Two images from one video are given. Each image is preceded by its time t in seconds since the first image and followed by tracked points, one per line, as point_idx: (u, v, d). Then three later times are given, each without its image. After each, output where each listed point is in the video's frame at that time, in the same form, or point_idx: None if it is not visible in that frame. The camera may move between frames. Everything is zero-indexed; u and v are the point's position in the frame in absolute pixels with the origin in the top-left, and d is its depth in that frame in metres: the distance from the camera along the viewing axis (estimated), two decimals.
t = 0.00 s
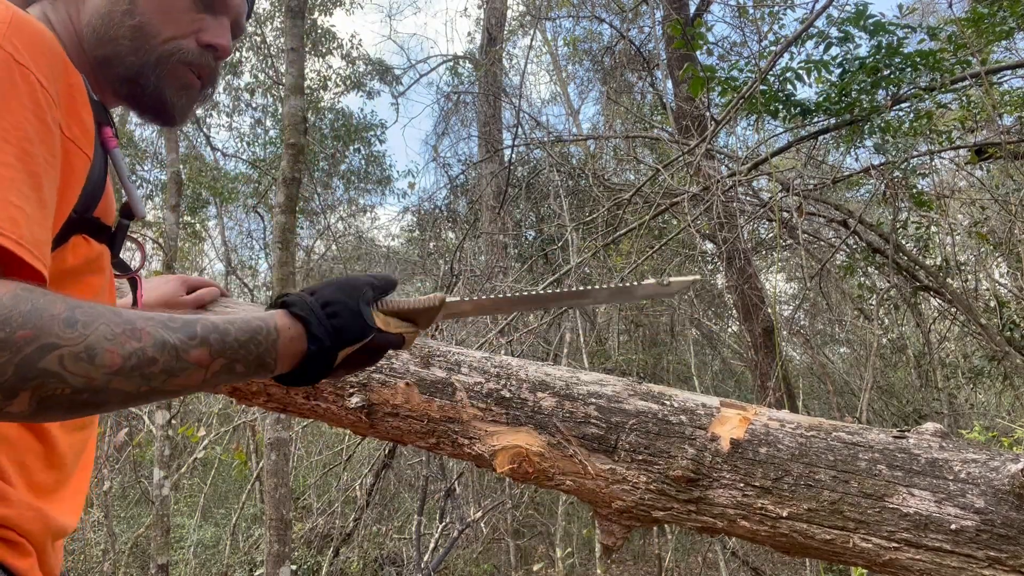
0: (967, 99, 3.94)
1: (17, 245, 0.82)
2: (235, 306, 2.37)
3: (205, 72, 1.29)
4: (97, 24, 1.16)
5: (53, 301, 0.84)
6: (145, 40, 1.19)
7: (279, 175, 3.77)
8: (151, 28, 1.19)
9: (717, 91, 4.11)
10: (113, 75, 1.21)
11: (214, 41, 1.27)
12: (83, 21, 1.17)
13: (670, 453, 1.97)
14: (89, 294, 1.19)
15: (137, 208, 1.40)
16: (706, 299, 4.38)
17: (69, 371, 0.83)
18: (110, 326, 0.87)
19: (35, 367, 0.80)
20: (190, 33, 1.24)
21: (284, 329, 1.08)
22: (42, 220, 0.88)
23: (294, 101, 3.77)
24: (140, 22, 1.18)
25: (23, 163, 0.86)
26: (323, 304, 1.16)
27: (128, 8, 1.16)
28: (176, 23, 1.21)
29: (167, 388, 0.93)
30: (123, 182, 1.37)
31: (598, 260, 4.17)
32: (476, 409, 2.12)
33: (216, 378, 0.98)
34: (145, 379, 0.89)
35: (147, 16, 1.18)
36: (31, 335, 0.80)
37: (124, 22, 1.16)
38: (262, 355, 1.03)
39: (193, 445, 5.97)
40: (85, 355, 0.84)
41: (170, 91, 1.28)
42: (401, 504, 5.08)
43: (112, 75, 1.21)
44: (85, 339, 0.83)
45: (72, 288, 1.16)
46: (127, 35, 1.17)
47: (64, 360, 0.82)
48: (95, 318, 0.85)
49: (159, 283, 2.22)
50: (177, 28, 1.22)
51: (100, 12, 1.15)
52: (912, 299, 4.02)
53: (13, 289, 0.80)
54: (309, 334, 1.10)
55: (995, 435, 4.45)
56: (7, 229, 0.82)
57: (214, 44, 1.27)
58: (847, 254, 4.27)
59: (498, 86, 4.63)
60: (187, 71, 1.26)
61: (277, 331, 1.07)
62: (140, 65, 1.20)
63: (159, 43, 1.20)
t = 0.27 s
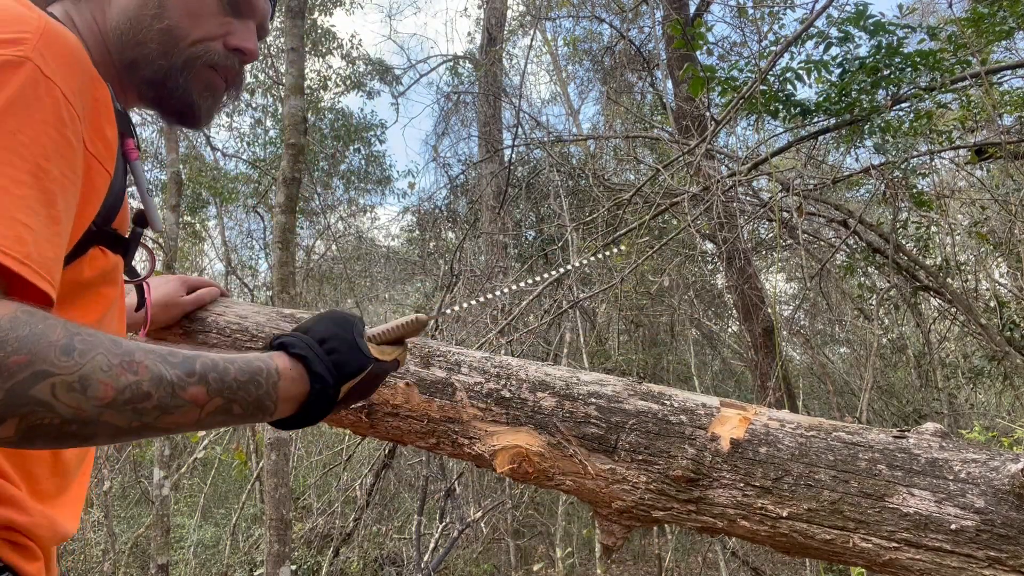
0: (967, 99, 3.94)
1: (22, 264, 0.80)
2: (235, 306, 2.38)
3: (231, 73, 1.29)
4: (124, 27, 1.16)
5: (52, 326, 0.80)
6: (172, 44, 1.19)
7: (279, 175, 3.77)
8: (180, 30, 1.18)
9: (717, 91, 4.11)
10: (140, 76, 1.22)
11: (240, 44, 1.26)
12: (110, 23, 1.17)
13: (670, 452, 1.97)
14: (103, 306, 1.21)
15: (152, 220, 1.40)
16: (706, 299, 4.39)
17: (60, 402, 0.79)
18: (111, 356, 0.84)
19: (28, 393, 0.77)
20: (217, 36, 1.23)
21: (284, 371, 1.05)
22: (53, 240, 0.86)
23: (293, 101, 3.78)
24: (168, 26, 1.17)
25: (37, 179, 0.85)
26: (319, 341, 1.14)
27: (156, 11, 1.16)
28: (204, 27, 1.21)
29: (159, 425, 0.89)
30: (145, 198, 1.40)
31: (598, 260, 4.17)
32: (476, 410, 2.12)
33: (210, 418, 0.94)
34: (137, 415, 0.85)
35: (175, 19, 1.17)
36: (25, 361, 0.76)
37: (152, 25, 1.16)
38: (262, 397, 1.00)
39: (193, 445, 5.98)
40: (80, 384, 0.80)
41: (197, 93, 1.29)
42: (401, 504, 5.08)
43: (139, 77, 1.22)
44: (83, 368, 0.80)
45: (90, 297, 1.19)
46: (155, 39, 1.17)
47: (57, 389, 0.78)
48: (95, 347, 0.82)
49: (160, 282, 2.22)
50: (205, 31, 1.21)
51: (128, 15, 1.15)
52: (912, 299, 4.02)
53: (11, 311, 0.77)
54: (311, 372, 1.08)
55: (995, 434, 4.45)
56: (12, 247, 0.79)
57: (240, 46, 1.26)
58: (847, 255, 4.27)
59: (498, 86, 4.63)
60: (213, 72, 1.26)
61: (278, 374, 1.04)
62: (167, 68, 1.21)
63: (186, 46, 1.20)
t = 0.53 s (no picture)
0: (967, 99, 3.94)
1: (75, 261, 0.81)
2: (235, 306, 2.38)
3: (246, 67, 1.26)
4: (139, 19, 1.13)
5: (120, 342, 0.84)
6: (187, 37, 1.15)
7: (279, 175, 3.77)
8: (194, 23, 1.15)
9: (717, 91, 4.11)
10: (154, 70, 1.19)
11: (255, 37, 1.23)
12: (124, 15, 1.14)
13: (670, 452, 1.96)
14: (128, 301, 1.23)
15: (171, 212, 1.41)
16: (706, 299, 4.39)
17: (122, 413, 0.81)
18: (171, 372, 0.86)
19: (91, 403, 0.79)
20: (233, 29, 1.19)
21: (327, 403, 1.05)
22: (99, 234, 0.86)
23: (293, 101, 3.78)
24: (183, 18, 1.14)
25: (84, 175, 0.85)
26: (364, 382, 1.14)
27: (170, 3, 1.12)
28: (220, 20, 1.17)
29: (208, 447, 0.90)
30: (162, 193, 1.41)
31: (598, 260, 4.17)
32: (476, 410, 2.13)
33: (258, 446, 0.95)
34: (192, 433, 0.87)
35: (190, 12, 1.14)
36: (94, 371, 0.79)
37: (167, 17, 1.13)
38: (304, 426, 1.00)
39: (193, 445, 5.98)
40: (141, 399, 0.82)
41: (213, 86, 1.26)
42: (401, 504, 5.08)
43: (154, 70, 1.19)
44: (145, 383, 0.82)
45: (117, 292, 1.21)
46: (170, 31, 1.14)
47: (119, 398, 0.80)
48: (158, 363, 0.85)
49: (159, 285, 2.20)
50: (220, 24, 1.17)
51: (143, 7, 1.12)
52: (912, 299, 4.02)
53: (82, 318, 0.80)
54: (353, 407, 1.08)
55: (995, 434, 4.44)
56: (71, 244, 0.80)
57: (255, 39, 1.23)
58: (847, 255, 4.27)
59: (498, 86, 4.63)
60: (229, 67, 1.23)
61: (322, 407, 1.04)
62: (182, 62, 1.17)
63: (201, 39, 1.16)
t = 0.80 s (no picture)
0: (967, 99, 3.94)
1: (117, 267, 0.80)
2: (235, 306, 2.39)
3: (273, 65, 1.25)
4: (170, 14, 1.11)
5: (164, 358, 0.82)
6: (219, 34, 1.13)
7: (279, 175, 3.77)
8: (226, 20, 1.13)
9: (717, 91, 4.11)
10: (183, 67, 1.17)
11: (285, 35, 1.22)
12: (154, 10, 1.12)
13: (670, 453, 1.96)
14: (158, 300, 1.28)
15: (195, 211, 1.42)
16: (706, 300, 4.39)
17: (158, 432, 0.79)
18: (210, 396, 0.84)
19: (129, 421, 0.77)
20: (263, 27, 1.18)
21: (363, 437, 1.07)
22: (140, 240, 0.86)
23: (293, 101, 3.78)
24: (215, 14, 1.11)
25: (127, 178, 0.85)
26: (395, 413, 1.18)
27: None
28: (251, 18, 1.16)
29: (238, 470, 0.89)
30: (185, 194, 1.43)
31: (598, 260, 4.17)
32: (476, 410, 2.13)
33: (286, 472, 0.94)
34: (223, 457, 0.85)
35: (222, 9, 1.12)
36: (134, 387, 0.78)
37: (200, 13, 1.11)
38: (339, 459, 1.01)
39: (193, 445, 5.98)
40: (178, 421, 0.80)
41: (240, 84, 1.25)
42: (401, 504, 5.08)
43: (184, 67, 1.17)
44: (182, 406, 0.80)
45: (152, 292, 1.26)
46: (201, 27, 1.12)
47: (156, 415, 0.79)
48: (199, 384, 0.83)
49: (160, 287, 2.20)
50: (251, 22, 1.16)
51: (173, 2, 1.10)
52: (912, 299, 4.02)
53: (128, 331, 0.80)
54: (388, 445, 1.11)
55: (994, 434, 4.44)
56: (115, 248, 0.80)
57: (285, 38, 1.22)
58: (847, 255, 4.27)
59: (498, 86, 4.63)
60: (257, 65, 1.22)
61: (357, 440, 1.06)
62: (214, 58, 1.16)
63: (233, 36, 1.15)
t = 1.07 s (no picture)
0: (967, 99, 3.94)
1: (174, 273, 0.81)
2: (235, 306, 2.39)
3: (305, 68, 1.23)
4: (204, 14, 1.10)
5: (220, 365, 0.85)
6: (252, 36, 1.12)
7: (279, 175, 3.77)
8: (259, 23, 1.12)
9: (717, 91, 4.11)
10: (217, 68, 1.17)
11: (318, 39, 1.19)
12: (189, 10, 1.12)
13: (670, 453, 1.96)
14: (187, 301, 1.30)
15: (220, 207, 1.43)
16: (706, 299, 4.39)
17: (216, 439, 0.82)
18: (263, 401, 0.87)
19: (188, 431, 0.81)
20: (295, 30, 1.16)
21: (399, 433, 1.15)
22: (193, 245, 0.87)
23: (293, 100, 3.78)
24: (249, 16, 1.10)
25: (180, 182, 0.85)
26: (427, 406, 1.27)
27: (236, 1, 1.09)
28: (285, 21, 1.14)
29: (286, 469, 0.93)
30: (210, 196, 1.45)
31: (598, 260, 4.17)
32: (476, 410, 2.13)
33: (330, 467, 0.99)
34: (274, 458, 0.89)
35: (256, 11, 1.11)
36: (195, 397, 0.81)
37: (234, 15, 1.10)
38: (378, 455, 1.09)
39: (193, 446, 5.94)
40: (234, 428, 0.84)
41: (273, 86, 1.24)
42: (401, 504, 5.08)
43: (217, 68, 1.16)
44: (236, 415, 0.84)
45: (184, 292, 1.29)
46: (235, 29, 1.11)
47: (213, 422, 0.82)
48: (252, 391, 0.86)
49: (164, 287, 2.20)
50: (283, 25, 1.14)
51: (207, 2, 1.09)
52: (912, 300, 4.03)
53: (184, 340, 0.82)
54: (422, 440, 1.20)
55: (994, 434, 4.44)
56: (171, 254, 0.81)
57: (318, 43, 1.19)
58: (847, 255, 4.27)
59: (498, 86, 4.63)
60: (290, 68, 1.20)
61: (395, 438, 1.14)
62: (246, 61, 1.15)
63: (266, 40, 1.13)
